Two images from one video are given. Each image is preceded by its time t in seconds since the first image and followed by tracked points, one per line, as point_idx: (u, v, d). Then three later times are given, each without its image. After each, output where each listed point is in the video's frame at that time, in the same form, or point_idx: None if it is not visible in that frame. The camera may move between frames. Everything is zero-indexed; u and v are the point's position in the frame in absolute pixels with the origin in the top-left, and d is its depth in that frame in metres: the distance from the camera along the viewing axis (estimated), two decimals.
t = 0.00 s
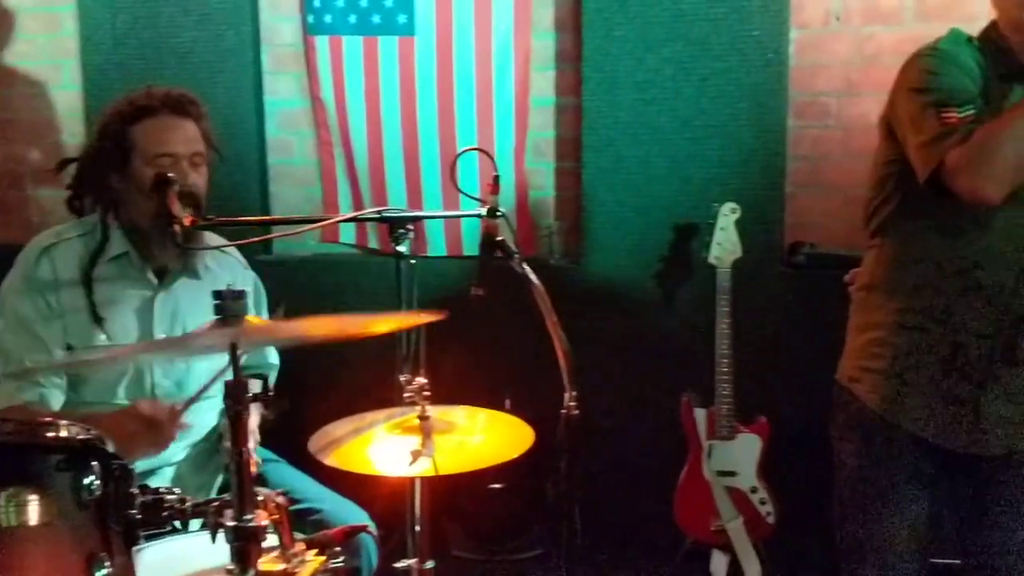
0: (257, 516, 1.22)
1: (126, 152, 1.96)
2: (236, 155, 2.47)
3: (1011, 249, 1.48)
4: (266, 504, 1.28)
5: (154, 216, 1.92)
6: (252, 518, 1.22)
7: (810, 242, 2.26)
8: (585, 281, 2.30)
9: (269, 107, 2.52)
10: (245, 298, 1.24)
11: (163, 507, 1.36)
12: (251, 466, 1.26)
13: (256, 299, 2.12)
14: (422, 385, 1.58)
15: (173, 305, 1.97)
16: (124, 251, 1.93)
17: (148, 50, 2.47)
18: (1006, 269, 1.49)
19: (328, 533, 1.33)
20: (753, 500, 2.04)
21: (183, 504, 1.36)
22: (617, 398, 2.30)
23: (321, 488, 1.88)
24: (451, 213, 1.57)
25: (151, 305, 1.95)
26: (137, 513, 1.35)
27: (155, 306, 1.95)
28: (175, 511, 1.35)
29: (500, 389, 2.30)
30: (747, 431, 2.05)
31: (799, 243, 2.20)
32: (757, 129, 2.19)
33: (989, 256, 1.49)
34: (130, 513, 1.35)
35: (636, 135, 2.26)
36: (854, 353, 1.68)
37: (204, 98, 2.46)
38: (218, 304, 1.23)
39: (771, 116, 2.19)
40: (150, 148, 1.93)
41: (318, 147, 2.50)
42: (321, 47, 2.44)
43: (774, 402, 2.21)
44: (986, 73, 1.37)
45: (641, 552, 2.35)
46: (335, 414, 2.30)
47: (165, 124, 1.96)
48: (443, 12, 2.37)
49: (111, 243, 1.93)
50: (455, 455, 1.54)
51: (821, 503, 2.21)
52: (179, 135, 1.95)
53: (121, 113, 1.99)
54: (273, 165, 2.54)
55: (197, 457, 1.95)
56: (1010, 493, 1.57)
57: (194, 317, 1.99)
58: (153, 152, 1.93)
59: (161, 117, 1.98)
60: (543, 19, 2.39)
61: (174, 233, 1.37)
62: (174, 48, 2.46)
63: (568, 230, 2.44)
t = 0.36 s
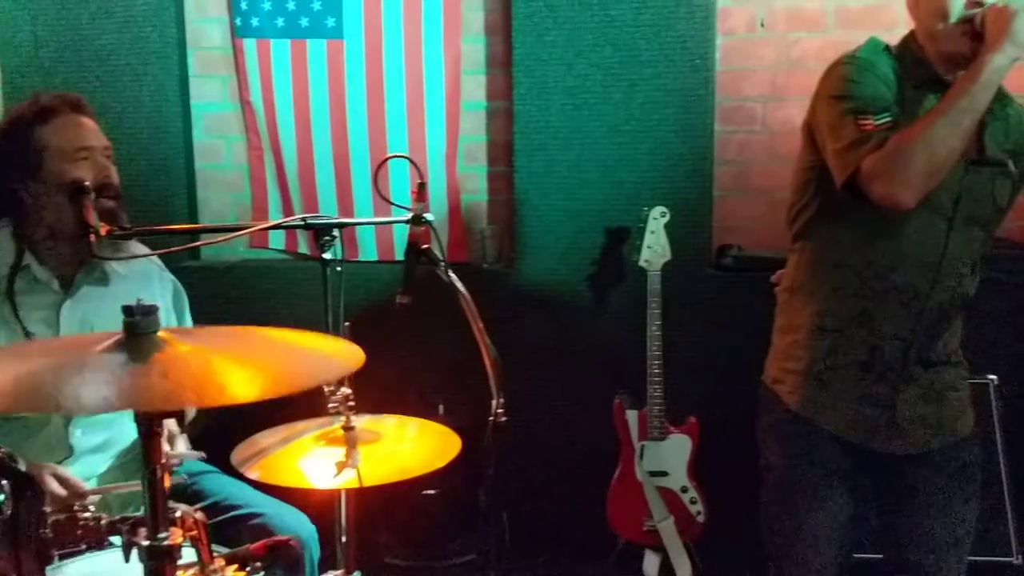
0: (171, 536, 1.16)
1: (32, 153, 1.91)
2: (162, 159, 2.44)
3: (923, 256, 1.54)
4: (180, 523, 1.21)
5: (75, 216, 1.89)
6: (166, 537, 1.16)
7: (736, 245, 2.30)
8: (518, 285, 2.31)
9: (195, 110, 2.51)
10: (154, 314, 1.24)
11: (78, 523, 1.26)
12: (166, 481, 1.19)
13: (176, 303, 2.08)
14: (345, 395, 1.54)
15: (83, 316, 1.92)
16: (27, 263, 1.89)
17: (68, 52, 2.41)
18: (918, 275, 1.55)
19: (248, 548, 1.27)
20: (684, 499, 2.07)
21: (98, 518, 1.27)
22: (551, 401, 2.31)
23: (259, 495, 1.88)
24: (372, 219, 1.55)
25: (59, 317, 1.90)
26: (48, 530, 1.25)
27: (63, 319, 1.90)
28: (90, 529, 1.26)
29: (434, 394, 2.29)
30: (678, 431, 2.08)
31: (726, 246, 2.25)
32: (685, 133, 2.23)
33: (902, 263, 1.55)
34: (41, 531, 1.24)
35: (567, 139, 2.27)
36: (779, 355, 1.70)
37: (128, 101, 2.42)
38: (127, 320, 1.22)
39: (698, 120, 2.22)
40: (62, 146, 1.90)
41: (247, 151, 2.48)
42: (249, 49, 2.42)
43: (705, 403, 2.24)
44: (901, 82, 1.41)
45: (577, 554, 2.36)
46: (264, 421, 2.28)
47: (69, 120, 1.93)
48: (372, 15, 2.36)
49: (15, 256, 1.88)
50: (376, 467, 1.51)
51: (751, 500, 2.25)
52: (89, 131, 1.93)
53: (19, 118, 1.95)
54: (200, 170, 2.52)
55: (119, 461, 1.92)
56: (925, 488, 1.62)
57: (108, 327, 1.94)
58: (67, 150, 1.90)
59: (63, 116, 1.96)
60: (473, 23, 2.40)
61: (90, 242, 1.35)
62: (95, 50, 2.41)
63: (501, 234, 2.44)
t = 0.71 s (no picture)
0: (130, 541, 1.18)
1: None
2: (134, 164, 2.45)
3: (882, 262, 1.57)
4: (141, 526, 1.22)
5: (22, 213, 1.79)
6: (127, 544, 1.17)
7: (705, 248, 2.34)
8: (490, 288, 2.33)
9: (168, 115, 2.52)
10: (112, 321, 1.23)
11: (40, 530, 1.22)
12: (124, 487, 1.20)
13: (131, 296, 2.08)
14: (312, 401, 1.57)
15: (42, 316, 1.93)
16: None
17: (39, 58, 2.42)
18: (878, 281, 1.58)
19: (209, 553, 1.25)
20: (654, 500, 2.09)
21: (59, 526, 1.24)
22: (522, 403, 2.34)
23: (209, 502, 1.92)
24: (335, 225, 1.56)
25: (17, 318, 1.90)
26: (10, 538, 1.21)
27: (21, 320, 1.90)
28: (51, 536, 1.22)
29: (406, 397, 2.30)
30: (646, 433, 2.11)
31: (695, 249, 2.28)
32: (654, 138, 2.25)
33: (863, 270, 1.57)
34: None
35: (538, 145, 2.30)
36: (745, 360, 1.72)
37: (100, 107, 2.43)
38: (83, 329, 1.21)
39: (668, 125, 2.24)
40: None
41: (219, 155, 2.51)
42: (221, 54, 2.44)
43: (675, 404, 2.27)
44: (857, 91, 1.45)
45: (550, 556, 2.38)
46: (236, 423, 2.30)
47: None
48: (344, 21, 2.38)
49: None
50: (342, 471, 1.52)
51: (721, 499, 2.28)
52: (20, 135, 1.83)
53: None
54: (172, 174, 2.55)
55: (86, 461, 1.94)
56: (886, 488, 1.65)
57: (66, 324, 1.95)
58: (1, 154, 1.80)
59: None
60: (445, 28, 2.40)
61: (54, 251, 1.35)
62: (67, 55, 2.41)
63: (473, 237, 2.46)
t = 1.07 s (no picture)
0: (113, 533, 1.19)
1: None
2: (122, 165, 2.47)
3: (860, 260, 1.59)
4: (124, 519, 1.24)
5: (9, 210, 1.78)
6: (109, 535, 1.19)
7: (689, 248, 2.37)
8: (476, 288, 2.36)
9: (157, 117, 2.54)
10: (94, 322, 1.25)
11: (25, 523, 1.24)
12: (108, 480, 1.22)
13: (119, 292, 2.09)
14: (291, 395, 1.56)
15: (30, 312, 1.94)
16: None
17: (29, 59, 2.44)
18: (859, 280, 1.59)
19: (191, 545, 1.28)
20: (637, 497, 2.12)
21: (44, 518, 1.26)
22: (509, 402, 2.36)
23: (199, 509, 1.94)
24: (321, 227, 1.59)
25: (4, 314, 1.91)
26: None
27: (10, 315, 1.92)
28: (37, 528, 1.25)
29: (393, 395, 2.33)
30: (631, 431, 2.13)
31: (679, 250, 2.31)
32: (638, 140, 2.28)
33: (843, 269, 1.59)
34: None
35: (523, 146, 2.32)
36: (732, 361, 1.72)
37: (89, 108, 2.45)
38: (67, 329, 1.23)
39: (651, 127, 2.27)
40: None
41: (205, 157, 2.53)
42: (208, 57, 2.47)
43: (659, 402, 2.30)
44: (831, 91, 1.49)
45: (536, 553, 2.40)
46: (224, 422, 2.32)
47: None
48: (332, 23, 2.41)
49: None
50: (324, 466, 1.54)
51: (705, 496, 2.31)
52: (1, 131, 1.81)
53: None
54: (160, 175, 2.57)
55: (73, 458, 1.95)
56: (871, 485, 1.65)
57: (53, 319, 1.96)
58: None
59: None
60: (431, 31, 2.43)
61: (40, 251, 1.38)
62: (56, 58, 2.43)
63: (460, 237, 2.48)
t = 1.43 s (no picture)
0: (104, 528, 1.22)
1: None
2: (114, 166, 2.50)
3: (843, 262, 1.60)
4: (116, 514, 1.27)
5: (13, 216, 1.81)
6: (100, 528, 1.22)
7: (675, 250, 2.40)
8: (465, 290, 2.39)
9: (149, 120, 2.57)
10: (86, 323, 1.27)
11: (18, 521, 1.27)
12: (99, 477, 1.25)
13: (119, 294, 2.10)
14: (278, 397, 1.58)
15: (32, 315, 1.96)
16: None
17: (22, 64, 2.46)
18: (843, 283, 1.60)
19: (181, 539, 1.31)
20: (622, 495, 2.15)
21: (37, 515, 1.28)
22: (497, 402, 2.40)
23: (193, 519, 1.90)
24: (309, 231, 1.60)
25: (7, 318, 1.93)
26: None
27: (12, 319, 1.93)
28: (31, 525, 1.27)
29: (383, 395, 2.36)
30: (616, 430, 2.17)
31: (664, 252, 2.35)
32: (624, 143, 2.31)
33: (827, 273, 1.59)
34: None
35: (511, 149, 2.36)
36: (722, 361, 1.73)
37: (81, 112, 2.48)
38: (61, 332, 1.25)
39: (637, 131, 2.31)
40: None
41: (194, 160, 2.56)
42: (198, 60, 2.50)
43: (645, 402, 2.33)
44: (810, 97, 1.54)
45: (524, 551, 2.44)
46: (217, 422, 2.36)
47: None
48: (322, 28, 2.44)
49: None
50: (311, 465, 1.57)
51: (690, 495, 2.35)
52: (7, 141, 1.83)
53: None
54: (153, 178, 2.60)
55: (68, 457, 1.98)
56: (853, 485, 1.66)
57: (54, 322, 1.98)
58: None
59: None
60: (420, 35, 2.46)
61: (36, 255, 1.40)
62: (49, 62, 2.46)
63: (450, 239, 2.52)
